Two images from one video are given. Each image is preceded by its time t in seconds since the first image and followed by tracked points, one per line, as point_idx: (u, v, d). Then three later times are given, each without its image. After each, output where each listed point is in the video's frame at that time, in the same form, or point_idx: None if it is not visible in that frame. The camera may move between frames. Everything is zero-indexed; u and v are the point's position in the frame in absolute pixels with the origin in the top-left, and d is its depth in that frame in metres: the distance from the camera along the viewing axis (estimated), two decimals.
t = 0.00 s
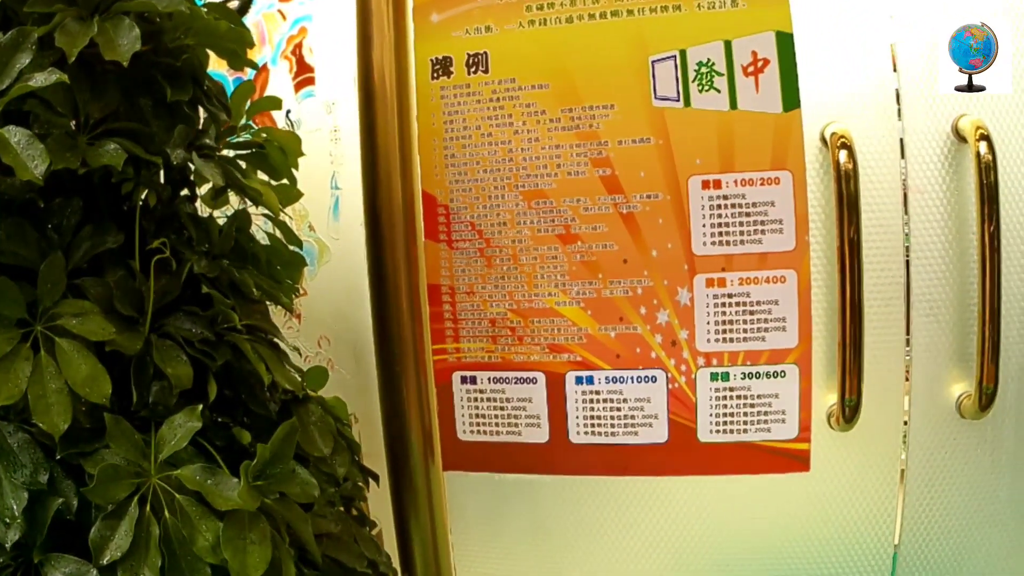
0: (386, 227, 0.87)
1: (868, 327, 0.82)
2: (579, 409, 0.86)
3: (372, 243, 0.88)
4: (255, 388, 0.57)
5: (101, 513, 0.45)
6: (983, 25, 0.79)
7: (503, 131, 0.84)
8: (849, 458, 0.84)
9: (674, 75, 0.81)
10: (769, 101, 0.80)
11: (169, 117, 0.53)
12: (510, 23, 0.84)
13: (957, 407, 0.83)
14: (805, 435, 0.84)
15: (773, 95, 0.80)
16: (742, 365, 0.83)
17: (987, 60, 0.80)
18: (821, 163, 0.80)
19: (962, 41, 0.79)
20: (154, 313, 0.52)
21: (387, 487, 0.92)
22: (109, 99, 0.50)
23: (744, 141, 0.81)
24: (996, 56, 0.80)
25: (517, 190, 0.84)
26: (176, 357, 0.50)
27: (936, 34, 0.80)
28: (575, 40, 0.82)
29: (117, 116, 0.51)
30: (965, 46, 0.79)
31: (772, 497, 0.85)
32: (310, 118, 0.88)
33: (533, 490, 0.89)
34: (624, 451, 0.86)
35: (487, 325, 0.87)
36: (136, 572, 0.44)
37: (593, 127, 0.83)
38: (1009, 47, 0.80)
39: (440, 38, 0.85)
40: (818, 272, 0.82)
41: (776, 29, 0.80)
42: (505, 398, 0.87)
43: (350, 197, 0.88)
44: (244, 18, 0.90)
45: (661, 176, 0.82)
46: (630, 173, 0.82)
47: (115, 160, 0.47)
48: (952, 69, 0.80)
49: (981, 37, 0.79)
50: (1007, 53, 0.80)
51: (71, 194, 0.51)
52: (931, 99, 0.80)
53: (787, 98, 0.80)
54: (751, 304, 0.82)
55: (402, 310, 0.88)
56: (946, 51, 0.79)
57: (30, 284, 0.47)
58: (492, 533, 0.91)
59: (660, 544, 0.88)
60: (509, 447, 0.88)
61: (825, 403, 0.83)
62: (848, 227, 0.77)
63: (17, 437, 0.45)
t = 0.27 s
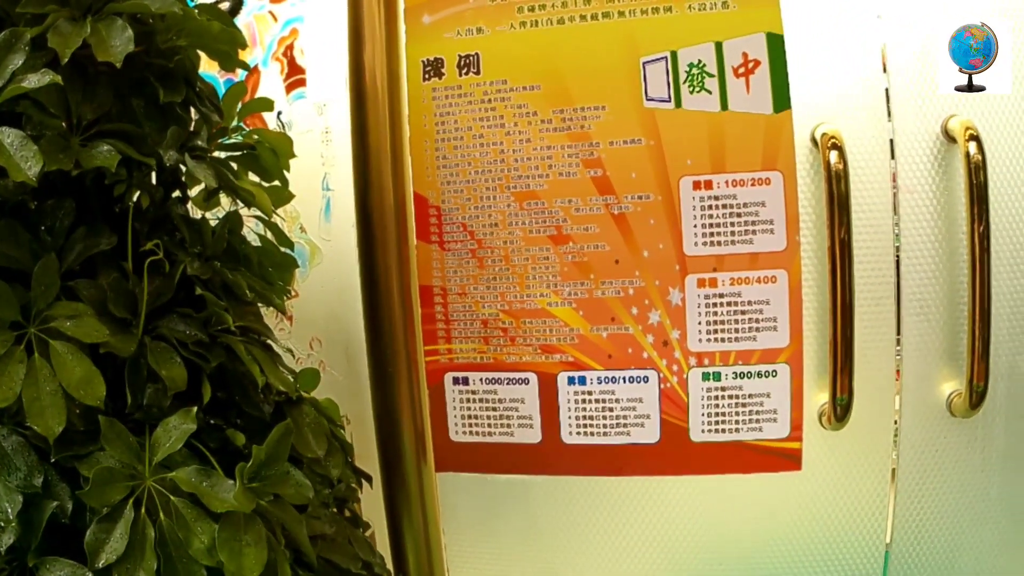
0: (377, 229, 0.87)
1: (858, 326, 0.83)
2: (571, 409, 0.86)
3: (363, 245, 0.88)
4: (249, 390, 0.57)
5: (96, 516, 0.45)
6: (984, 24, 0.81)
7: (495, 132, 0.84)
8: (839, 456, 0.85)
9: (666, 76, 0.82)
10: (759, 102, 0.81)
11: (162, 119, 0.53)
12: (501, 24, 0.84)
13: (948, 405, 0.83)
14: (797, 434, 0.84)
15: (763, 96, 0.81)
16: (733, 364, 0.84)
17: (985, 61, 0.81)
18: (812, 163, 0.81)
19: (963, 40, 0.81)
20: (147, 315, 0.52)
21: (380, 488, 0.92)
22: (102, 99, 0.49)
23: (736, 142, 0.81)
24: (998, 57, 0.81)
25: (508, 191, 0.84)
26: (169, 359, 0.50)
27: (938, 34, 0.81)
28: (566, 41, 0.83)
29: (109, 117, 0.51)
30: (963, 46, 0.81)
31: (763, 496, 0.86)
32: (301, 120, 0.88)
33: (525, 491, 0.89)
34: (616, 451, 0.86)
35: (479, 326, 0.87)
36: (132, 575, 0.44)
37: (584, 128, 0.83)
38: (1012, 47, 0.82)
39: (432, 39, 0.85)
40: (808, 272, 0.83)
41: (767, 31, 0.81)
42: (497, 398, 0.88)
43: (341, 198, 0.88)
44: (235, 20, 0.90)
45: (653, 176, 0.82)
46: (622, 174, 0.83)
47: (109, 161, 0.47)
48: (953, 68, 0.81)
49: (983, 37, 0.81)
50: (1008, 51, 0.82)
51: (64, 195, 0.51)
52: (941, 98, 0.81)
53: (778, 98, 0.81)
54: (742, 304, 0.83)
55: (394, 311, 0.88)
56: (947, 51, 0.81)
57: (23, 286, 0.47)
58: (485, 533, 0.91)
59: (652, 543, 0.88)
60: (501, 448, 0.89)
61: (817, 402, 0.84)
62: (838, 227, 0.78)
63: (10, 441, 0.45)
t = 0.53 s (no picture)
0: (368, 231, 0.87)
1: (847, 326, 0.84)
2: (562, 410, 0.87)
3: (354, 247, 0.88)
4: (241, 392, 0.57)
5: (89, 519, 0.45)
6: (984, 25, 0.82)
7: (485, 134, 0.85)
8: (827, 455, 0.86)
9: (656, 78, 0.82)
10: (749, 103, 0.81)
11: (153, 121, 0.53)
12: (491, 26, 0.84)
13: (937, 404, 0.84)
14: (787, 434, 0.85)
15: (753, 97, 0.81)
16: (723, 365, 0.84)
17: (986, 61, 0.82)
18: (801, 164, 0.82)
19: (960, 42, 0.81)
20: (139, 317, 0.51)
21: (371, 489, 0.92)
22: (93, 101, 0.50)
23: (726, 143, 0.82)
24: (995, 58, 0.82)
25: (499, 193, 0.85)
26: (161, 361, 0.49)
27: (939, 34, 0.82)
28: (556, 44, 0.83)
29: (101, 119, 0.50)
30: (959, 48, 0.82)
31: (752, 495, 0.87)
32: (290, 122, 0.88)
33: (517, 492, 0.90)
34: (607, 451, 0.87)
35: (470, 328, 0.87)
36: None
37: (575, 129, 0.83)
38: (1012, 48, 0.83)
39: (422, 41, 0.85)
40: (798, 272, 0.83)
41: (756, 32, 0.81)
42: (488, 399, 0.88)
43: (331, 200, 0.88)
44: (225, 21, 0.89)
45: (643, 178, 0.83)
46: (611, 176, 0.83)
47: (99, 165, 0.46)
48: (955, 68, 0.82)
49: (981, 37, 0.82)
50: (1008, 52, 0.83)
51: (55, 198, 0.51)
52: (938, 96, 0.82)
53: (767, 99, 0.81)
54: (732, 304, 0.83)
55: (384, 313, 0.88)
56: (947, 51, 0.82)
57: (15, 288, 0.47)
58: (476, 534, 0.91)
59: (642, 543, 0.89)
60: (492, 449, 0.89)
61: (806, 401, 0.85)
62: (828, 228, 0.78)
63: (3, 444, 0.44)
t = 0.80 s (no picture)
0: (358, 233, 0.87)
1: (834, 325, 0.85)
2: (552, 411, 0.87)
3: (343, 250, 0.87)
4: (232, 394, 0.57)
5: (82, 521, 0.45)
6: (984, 25, 0.83)
7: (474, 136, 0.85)
8: (815, 453, 0.87)
9: (644, 79, 0.83)
10: (737, 104, 0.82)
11: (143, 122, 0.53)
12: (481, 28, 0.85)
13: (925, 403, 0.85)
14: (776, 433, 0.86)
15: (741, 98, 0.82)
16: (712, 364, 0.85)
17: (985, 61, 0.83)
18: (789, 166, 0.83)
19: (963, 41, 0.83)
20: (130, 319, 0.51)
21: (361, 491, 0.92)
22: (84, 103, 0.49)
23: (715, 144, 0.83)
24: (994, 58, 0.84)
25: (488, 194, 0.85)
26: (153, 363, 0.49)
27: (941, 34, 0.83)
28: (545, 45, 0.84)
29: (91, 121, 0.50)
30: (963, 46, 0.83)
31: (741, 494, 0.87)
32: (279, 123, 0.87)
33: (508, 492, 0.90)
34: (597, 451, 0.87)
35: (459, 329, 0.87)
36: None
37: (564, 131, 0.84)
38: (1012, 48, 0.84)
39: (412, 43, 0.86)
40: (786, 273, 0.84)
41: (744, 34, 0.82)
42: (478, 400, 0.88)
43: (320, 201, 0.87)
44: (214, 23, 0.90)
45: (631, 179, 0.84)
46: (600, 177, 0.84)
47: (91, 166, 0.47)
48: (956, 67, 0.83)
49: (981, 37, 0.83)
50: (1005, 53, 0.84)
51: (46, 200, 0.51)
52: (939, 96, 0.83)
53: (755, 101, 0.82)
54: (721, 305, 0.84)
55: (373, 315, 0.88)
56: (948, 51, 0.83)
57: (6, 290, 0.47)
58: (467, 535, 0.91)
59: (632, 543, 0.89)
60: (482, 450, 0.89)
61: (795, 401, 0.86)
62: (816, 228, 0.79)
63: None
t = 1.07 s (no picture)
0: (346, 235, 0.87)
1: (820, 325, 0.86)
2: (541, 411, 0.88)
3: (331, 252, 0.87)
4: (222, 397, 0.57)
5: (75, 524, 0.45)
6: (985, 25, 0.85)
7: (462, 137, 0.85)
8: (801, 451, 0.88)
9: (631, 81, 0.83)
10: (723, 106, 0.83)
11: (132, 123, 0.53)
12: (468, 30, 0.85)
13: (912, 402, 0.87)
14: (764, 432, 0.87)
15: (727, 100, 0.83)
16: (700, 365, 0.86)
17: (987, 61, 0.85)
18: (777, 167, 0.84)
19: (964, 41, 0.85)
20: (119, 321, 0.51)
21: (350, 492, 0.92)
22: (73, 104, 0.49)
23: (701, 146, 0.84)
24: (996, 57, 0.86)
25: (476, 196, 0.85)
26: (144, 365, 0.49)
27: (940, 34, 0.85)
28: (532, 47, 0.84)
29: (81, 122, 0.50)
30: (964, 46, 0.85)
31: (728, 493, 0.88)
32: (267, 126, 0.87)
33: (497, 493, 0.90)
34: (586, 451, 0.88)
35: (448, 330, 0.88)
36: None
37: (551, 133, 0.84)
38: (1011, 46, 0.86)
39: (399, 44, 0.86)
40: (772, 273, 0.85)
41: (731, 36, 0.83)
42: (466, 402, 0.88)
43: (309, 203, 0.87)
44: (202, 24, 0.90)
45: (618, 180, 0.84)
46: (588, 178, 0.84)
47: (81, 168, 0.46)
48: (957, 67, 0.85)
49: (981, 37, 0.85)
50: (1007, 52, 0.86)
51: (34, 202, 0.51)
52: (943, 95, 0.85)
53: (742, 102, 0.83)
54: (709, 305, 0.85)
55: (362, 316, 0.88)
56: (949, 51, 0.85)
57: None
58: (457, 536, 0.91)
59: (620, 542, 0.90)
60: (471, 451, 0.89)
61: (782, 400, 0.87)
62: (803, 229, 0.80)
63: None
